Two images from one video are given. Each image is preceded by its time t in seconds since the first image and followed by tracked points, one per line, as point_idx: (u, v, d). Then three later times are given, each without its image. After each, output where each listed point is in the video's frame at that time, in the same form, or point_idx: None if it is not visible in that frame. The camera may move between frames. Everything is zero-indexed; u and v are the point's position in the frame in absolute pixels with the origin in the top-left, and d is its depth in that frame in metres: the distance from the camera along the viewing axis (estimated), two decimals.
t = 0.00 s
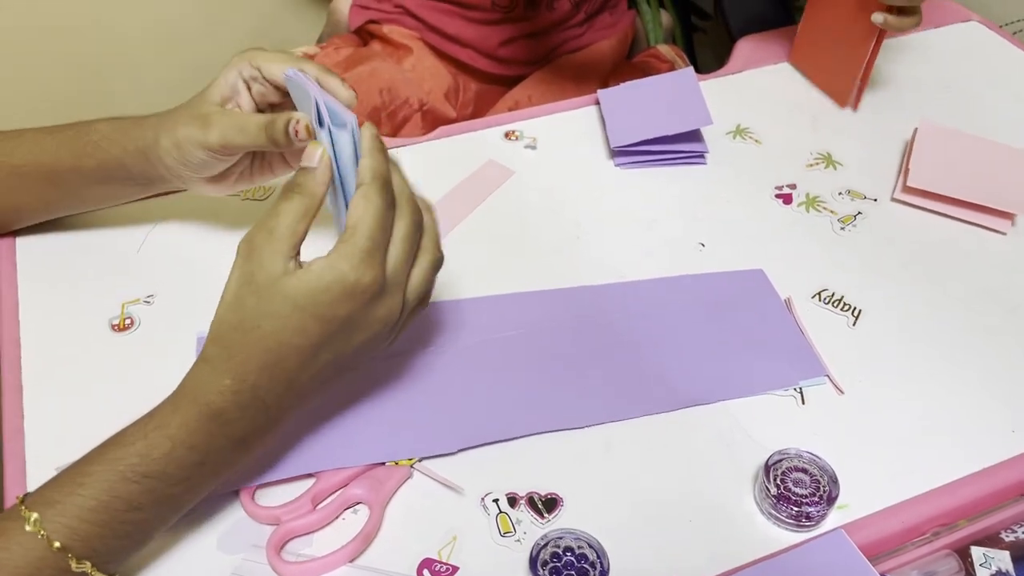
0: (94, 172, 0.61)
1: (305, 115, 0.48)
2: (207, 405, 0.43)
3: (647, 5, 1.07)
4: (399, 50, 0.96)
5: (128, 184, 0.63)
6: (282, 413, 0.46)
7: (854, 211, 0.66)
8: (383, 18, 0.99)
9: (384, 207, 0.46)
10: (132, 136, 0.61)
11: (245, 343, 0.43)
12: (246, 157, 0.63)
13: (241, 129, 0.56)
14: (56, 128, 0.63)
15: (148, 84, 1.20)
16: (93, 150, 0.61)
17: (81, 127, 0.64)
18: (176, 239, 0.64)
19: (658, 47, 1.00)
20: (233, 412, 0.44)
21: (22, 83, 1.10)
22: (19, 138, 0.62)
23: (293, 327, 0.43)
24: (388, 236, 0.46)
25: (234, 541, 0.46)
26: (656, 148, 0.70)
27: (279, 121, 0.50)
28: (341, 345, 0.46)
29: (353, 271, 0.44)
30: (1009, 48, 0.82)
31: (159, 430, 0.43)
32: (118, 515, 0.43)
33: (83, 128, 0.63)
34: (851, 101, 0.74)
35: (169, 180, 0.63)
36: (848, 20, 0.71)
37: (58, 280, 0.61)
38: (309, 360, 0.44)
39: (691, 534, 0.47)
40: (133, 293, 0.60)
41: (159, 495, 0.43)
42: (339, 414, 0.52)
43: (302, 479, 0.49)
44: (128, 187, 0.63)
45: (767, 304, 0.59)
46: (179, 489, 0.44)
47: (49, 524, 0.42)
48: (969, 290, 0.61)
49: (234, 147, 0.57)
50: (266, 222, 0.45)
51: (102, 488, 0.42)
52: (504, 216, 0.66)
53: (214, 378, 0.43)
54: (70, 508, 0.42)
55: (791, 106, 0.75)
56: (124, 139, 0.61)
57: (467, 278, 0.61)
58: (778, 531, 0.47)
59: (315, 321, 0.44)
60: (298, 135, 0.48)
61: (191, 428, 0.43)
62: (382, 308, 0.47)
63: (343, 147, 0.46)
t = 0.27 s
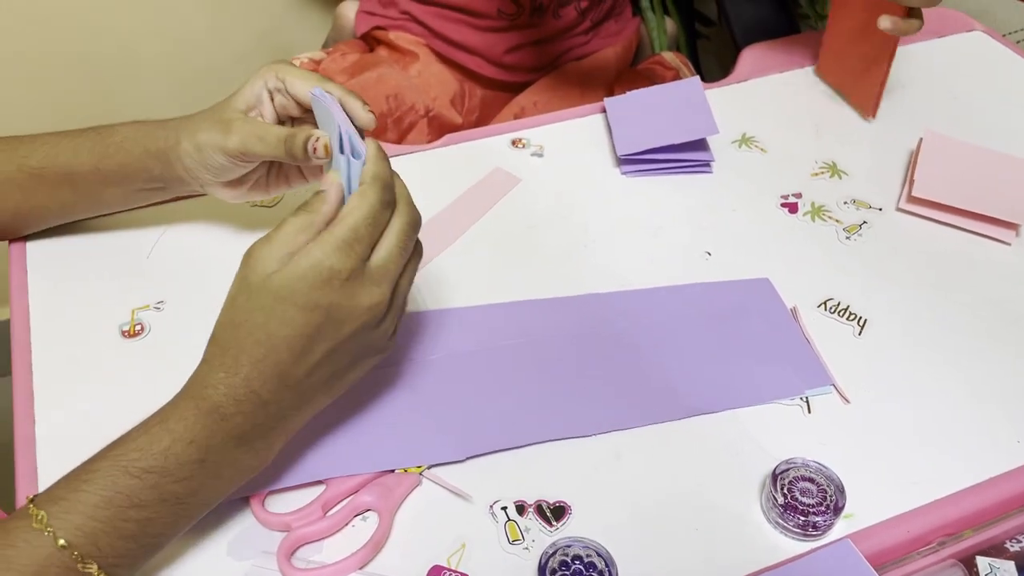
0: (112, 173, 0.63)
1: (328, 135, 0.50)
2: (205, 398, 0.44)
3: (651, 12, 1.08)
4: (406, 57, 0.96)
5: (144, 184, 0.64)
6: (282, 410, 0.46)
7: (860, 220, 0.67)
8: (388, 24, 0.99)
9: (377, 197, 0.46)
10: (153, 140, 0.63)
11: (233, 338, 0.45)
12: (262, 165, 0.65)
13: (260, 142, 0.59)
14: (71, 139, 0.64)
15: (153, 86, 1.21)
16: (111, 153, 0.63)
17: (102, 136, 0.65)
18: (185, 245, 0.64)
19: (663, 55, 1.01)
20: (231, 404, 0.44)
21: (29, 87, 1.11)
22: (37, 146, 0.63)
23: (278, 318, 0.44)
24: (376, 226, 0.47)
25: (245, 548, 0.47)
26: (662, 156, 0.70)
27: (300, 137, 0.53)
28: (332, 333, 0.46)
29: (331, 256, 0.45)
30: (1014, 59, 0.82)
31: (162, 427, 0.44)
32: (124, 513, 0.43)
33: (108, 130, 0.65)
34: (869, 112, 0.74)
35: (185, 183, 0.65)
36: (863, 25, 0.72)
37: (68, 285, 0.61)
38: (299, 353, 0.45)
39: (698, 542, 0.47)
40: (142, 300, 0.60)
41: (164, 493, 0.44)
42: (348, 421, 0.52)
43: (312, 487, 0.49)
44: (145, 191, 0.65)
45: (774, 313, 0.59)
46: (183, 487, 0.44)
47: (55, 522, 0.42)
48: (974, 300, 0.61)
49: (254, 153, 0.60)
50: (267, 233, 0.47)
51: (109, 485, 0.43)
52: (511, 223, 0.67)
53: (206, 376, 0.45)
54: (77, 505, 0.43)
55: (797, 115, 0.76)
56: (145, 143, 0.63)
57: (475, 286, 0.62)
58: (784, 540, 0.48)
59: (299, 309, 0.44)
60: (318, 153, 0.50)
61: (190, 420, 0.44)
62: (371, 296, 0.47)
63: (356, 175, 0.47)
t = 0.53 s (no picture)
0: (136, 182, 0.63)
1: (352, 183, 0.52)
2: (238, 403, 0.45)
3: (657, 15, 1.07)
4: (411, 58, 0.97)
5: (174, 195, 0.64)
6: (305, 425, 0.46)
7: (865, 223, 0.67)
8: (392, 25, 0.99)
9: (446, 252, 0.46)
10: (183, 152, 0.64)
11: (273, 352, 0.44)
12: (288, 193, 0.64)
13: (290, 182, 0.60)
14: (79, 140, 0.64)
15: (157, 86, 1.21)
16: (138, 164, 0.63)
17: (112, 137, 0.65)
18: (191, 246, 0.65)
19: (667, 56, 1.01)
20: (256, 416, 0.44)
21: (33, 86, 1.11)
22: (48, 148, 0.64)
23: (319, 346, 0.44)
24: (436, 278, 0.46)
25: (252, 547, 0.47)
26: (668, 158, 0.70)
27: (327, 177, 0.54)
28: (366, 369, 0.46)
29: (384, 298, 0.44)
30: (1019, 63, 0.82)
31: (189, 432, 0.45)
32: (145, 517, 0.44)
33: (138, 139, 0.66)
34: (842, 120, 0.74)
35: (211, 193, 0.64)
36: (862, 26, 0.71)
37: (74, 286, 0.61)
38: (330, 380, 0.45)
39: (705, 544, 0.47)
40: (149, 300, 0.60)
41: (183, 498, 0.44)
42: (354, 421, 0.52)
43: (318, 487, 0.49)
44: (170, 200, 0.64)
45: (780, 316, 0.59)
46: (203, 493, 0.45)
47: (78, 525, 0.43)
48: (979, 302, 0.61)
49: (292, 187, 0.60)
50: (322, 245, 0.47)
51: (131, 490, 0.44)
52: (517, 225, 0.67)
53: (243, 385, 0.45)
54: (101, 508, 0.43)
55: (802, 118, 0.76)
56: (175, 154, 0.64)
57: (481, 287, 0.62)
58: (791, 541, 0.48)
59: (340, 341, 0.44)
60: (334, 195, 0.52)
61: (218, 429, 0.44)
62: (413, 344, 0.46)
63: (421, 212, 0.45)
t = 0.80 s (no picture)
0: (140, 175, 0.63)
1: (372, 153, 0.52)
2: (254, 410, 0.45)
3: (662, 17, 1.07)
4: (416, 59, 0.97)
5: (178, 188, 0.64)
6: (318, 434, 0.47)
7: (872, 225, 0.67)
8: (396, 26, 0.99)
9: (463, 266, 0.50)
10: (188, 143, 0.64)
11: (299, 357, 0.45)
12: (295, 174, 0.65)
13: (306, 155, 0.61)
14: (86, 140, 0.64)
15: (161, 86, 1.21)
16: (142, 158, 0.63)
17: (117, 135, 0.65)
18: (197, 246, 0.64)
19: (671, 59, 1.01)
20: (271, 420, 0.45)
21: (38, 86, 1.11)
22: (54, 143, 0.64)
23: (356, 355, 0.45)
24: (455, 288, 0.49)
25: (259, 548, 0.47)
26: (674, 160, 0.70)
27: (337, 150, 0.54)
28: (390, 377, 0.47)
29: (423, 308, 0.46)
30: None
31: (198, 438, 0.45)
32: (153, 522, 0.44)
33: (145, 132, 0.66)
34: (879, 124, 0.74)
35: (217, 182, 0.64)
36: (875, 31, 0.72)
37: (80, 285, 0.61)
38: (359, 389, 0.46)
39: (713, 546, 0.47)
40: (156, 299, 0.60)
41: (190, 506, 0.44)
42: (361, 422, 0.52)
43: (325, 488, 0.49)
44: (174, 192, 0.64)
45: (787, 318, 0.59)
46: (209, 500, 0.45)
47: (85, 531, 0.43)
48: (987, 305, 0.61)
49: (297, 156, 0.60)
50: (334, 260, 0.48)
51: (138, 495, 0.44)
52: (523, 226, 0.67)
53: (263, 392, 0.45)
54: (108, 513, 0.43)
55: (808, 121, 0.76)
56: (180, 145, 0.64)
57: (487, 289, 0.62)
58: (799, 544, 0.48)
59: (376, 346, 0.45)
60: (356, 166, 0.52)
61: (229, 436, 0.44)
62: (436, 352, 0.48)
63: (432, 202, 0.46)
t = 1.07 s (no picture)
0: (137, 179, 0.63)
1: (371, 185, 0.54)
2: (255, 411, 0.45)
3: (663, 18, 1.08)
4: (417, 58, 0.97)
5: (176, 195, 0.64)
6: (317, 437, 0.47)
7: (872, 226, 0.67)
8: (396, 25, 0.99)
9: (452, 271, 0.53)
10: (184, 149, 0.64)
11: (298, 355, 0.47)
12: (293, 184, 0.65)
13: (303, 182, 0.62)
14: (87, 139, 0.65)
15: (162, 85, 1.21)
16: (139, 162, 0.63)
17: (117, 136, 0.65)
18: (199, 244, 0.65)
19: (672, 59, 1.01)
20: (269, 421, 0.45)
21: (38, 86, 1.11)
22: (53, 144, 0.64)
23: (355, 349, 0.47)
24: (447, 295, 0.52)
25: (260, 547, 0.47)
26: (675, 160, 0.70)
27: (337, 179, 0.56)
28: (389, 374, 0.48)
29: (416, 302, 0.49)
30: None
31: (196, 443, 0.45)
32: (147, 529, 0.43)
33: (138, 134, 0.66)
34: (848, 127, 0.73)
35: (213, 189, 0.64)
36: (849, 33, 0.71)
37: (81, 283, 0.61)
38: (352, 392, 0.47)
39: (713, 546, 0.47)
40: (157, 298, 0.60)
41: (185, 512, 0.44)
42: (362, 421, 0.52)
43: (325, 487, 0.49)
44: (172, 196, 0.64)
45: (788, 319, 0.59)
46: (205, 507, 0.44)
47: (79, 538, 0.42)
48: (987, 306, 0.61)
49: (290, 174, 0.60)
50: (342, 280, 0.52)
51: (133, 501, 0.43)
52: (524, 226, 0.67)
53: (263, 391, 0.46)
54: (102, 521, 0.43)
55: (809, 122, 0.76)
56: (177, 150, 0.64)
57: (488, 288, 0.62)
58: (799, 544, 0.48)
59: (374, 337, 0.48)
60: (357, 198, 0.54)
61: (227, 439, 0.45)
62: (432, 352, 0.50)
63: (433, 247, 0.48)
